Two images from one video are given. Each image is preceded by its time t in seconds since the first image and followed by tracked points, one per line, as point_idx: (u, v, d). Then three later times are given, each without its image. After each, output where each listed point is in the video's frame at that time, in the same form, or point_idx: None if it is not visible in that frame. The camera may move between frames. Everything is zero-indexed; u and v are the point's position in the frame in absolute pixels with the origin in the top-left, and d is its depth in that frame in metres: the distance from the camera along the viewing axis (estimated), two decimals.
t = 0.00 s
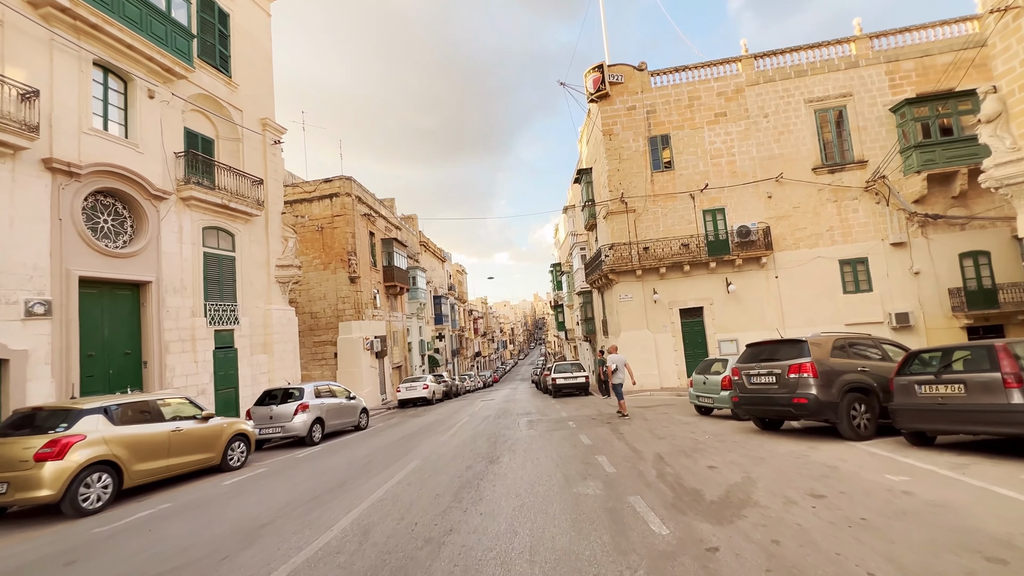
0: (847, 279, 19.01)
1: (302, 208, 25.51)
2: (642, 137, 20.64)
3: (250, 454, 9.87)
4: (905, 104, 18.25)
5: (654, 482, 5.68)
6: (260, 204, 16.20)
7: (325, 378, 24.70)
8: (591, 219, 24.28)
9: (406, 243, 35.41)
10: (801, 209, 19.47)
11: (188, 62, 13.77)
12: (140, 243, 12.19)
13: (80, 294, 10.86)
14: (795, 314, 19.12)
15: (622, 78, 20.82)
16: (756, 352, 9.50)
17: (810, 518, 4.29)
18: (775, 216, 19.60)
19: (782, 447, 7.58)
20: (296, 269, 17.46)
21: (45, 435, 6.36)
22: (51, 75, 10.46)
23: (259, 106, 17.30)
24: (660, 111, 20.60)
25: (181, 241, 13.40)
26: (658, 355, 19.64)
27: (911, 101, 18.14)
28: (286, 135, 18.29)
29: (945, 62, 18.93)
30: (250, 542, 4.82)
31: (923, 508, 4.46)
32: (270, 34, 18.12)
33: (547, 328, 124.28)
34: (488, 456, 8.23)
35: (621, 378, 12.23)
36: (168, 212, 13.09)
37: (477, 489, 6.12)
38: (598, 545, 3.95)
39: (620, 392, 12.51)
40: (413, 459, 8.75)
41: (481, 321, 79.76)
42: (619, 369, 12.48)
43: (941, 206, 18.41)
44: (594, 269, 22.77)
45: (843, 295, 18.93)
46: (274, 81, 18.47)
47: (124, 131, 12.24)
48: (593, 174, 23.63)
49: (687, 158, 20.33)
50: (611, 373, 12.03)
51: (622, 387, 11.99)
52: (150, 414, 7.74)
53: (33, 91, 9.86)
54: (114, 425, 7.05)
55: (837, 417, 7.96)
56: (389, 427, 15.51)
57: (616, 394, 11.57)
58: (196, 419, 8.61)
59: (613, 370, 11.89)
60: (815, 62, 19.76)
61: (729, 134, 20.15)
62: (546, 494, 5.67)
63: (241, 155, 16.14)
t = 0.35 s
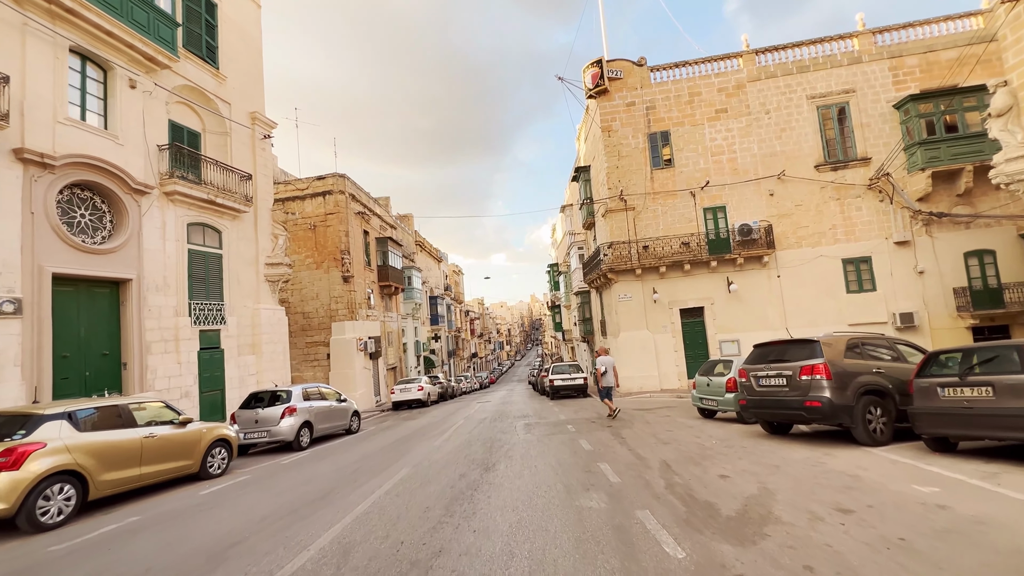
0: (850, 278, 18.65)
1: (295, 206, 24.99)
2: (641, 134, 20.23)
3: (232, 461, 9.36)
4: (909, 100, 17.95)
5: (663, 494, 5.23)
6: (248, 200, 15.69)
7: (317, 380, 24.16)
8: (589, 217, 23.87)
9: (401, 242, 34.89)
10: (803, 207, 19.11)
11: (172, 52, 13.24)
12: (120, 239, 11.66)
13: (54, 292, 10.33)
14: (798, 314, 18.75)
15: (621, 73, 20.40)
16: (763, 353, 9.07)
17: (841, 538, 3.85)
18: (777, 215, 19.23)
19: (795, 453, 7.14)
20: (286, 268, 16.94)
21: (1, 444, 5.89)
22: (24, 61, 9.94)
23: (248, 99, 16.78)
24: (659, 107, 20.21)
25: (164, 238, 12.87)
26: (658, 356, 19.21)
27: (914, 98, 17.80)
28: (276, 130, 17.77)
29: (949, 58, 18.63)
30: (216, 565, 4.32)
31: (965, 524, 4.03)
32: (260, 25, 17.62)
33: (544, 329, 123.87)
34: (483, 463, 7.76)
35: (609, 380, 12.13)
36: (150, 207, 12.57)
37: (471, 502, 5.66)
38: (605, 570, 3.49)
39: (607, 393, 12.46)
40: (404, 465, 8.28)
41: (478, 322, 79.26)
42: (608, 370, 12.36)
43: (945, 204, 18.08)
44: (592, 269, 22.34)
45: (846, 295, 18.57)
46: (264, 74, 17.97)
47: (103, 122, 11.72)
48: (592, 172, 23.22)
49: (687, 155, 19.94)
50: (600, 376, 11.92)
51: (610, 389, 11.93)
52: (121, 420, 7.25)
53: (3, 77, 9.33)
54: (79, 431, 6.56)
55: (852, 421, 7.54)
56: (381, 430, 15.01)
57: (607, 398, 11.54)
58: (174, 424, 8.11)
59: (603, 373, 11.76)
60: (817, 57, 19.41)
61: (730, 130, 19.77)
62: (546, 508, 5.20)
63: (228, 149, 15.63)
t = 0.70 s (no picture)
0: (857, 276, 18.23)
1: (289, 203, 24.49)
2: (643, 129, 19.80)
3: (216, 467, 8.86)
4: (917, 94, 17.47)
5: (679, 507, 4.76)
6: (238, 195, 15.19)
7: (312, 381, 23.64)
8: (589, 215, 23.42)
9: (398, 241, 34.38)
10: (809, 204, 18.69)
11: (157, 40, 12.73)
12: (102, 234, 11.14)
13: (30, 289, 9.83)
14: (803, 313, 18.34)
15: (622, 67, 19.95)
16: (776, 352, 8.62)
17: (889, 560, 3.38)
18: (782, 211, 18.81)
19: (815, 458, 6.69)
20: (278, 265, 16.46)
21: None
22: None
23: (239, 91, 16.28)
24: (661, 102, 19.77)
25: (149, 233, 12.37)
26: (660, 356, 18.76)
27: (923, 91, 17.33)
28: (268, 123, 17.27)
29: (957, 51, 18.24)
30: None
31: None
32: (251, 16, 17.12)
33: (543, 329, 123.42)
34: (481, 470, 7.28)
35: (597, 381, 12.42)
36: (134, 201, 12.06)
37: (467, 515, 5.17)
38: None
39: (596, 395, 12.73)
40: (396, 472, 7.81)
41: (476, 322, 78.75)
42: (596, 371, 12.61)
43: (954, 199, 17.65)
44: (593, 267, 21.88)
45: (853, 293, 18.16)
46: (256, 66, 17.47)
47: (84, 111, 11.21)
48: (592, 168, 22.78)
49: (690, 150, 19.51)
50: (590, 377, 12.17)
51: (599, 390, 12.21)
52: (92, 424, 6.77)
53: None
54: (43, 438, 6.08)
55: (874, 424, 7.08)
56: (376, 433, 14.53)
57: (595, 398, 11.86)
58: (151, 429, 7.61)
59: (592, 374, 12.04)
60: (823, 50, 18.99)
61: (734, 125, 19.34)
62: (549, 522, 4.72)
63: (218, 143, 15.13)
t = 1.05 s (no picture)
0: (864, 274, 17.79)
1: (283, 202, 24.01)
2: (644, 124, 19.36)
3: (197, 474, 8.35)
4: (926, 87, 17.11)
5: (695, 523, 4.28)
6: (228, 191, 14.71)
7: (306, 383, 23.14)
8: (589, 213, 22.97)
9: (395, 241, 33.89)
10: (814, 200, 18.25)
11: (141, 29, 12.26)
12: (81, 230, 10.66)
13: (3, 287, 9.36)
14: (809, 312, 17.89)
15: (623, 61, 19.51)
16: (789, 352, 8.15)
17: None
18: (787, 208, 18.37)
19: (835, 465, 6.22)
20: (270, 264, 15.98)
21: None
22: None
23: (229, 85, 15.81)
24: (663, 96, 19.33)
25: (133, 229, 11.89)
26: (663, 357, 18.28)
27: (931, 84, 16.98)
28: (259, 118, 16.81)
29: (965, 43, 17.85)
30: None
31: None
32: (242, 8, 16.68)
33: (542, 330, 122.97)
34: (477, 479, 6.78)
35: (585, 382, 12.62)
36: (116, 195, 11.57)
37: (459, 531, 4.68)
38: None
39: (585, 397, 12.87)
40: (387, 480, 7.32)
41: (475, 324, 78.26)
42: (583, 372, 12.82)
43: (964, 195, 17.22)
44: (593, 266, 21.41)
45: (860, 291, 17.72)
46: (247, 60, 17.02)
47: (63, 102, 10.74)
48: (592, 165, 22.33)
49: (693, 146, 19.07)
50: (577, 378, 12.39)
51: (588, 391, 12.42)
52: (57, 431, 6.33)
53: None
54: None
55: (897, 428, 6.62)
56: (370, 437, 14.05)
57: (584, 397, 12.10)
58: (125, 434, 7.14)
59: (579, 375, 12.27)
60: (828, 43, 18.57)
61: (737, 120, 18.91)
62: (550, 540, 4.24)
63: (206, 138, 14.67)
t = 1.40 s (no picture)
0: (874, 274, 17.32)
1: (280, 202, 23.59)
2: (647, 121, 18.92)
3: (177, 484, 7.87)
4: (937, 82, 16.66)
5: (716, 546, 3.80)
6: (219, 188, 14.28)
7: (302, 386, 22.68)
8: (591, 213, 22.51)
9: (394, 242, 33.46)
10: (822, 198, 17.80)
11: (127, 20, 11.85)
12: (63, 226, 10.22)
13: None
14: (817, 313, 17.43)
15: (626, 57, 19.10)
16: (805, 354, 7.68)
17: None
18: (794, 207, 17.91)
19: (862, 477, 5.73)
20: (263, 264, 15.54)
21: None
22: None
23: (221, 80, 15.40)
24: (666, 93, 18.91)
25: (119, 227, 11.47)
26: (668, 360, 17.80)
27: (942, 79, 16.53)
28: (253, 115, 16.40)
29: (977, 38, 17.44)
30: None
31: None
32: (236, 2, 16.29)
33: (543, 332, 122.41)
34: (474, 490, 6.31)
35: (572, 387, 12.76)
36: (101, 191, 11.14)
37: (452, 552, 4.21)
38: None
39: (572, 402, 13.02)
40: (378, 491, 6.85)
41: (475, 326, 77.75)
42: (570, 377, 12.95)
43: (977, 193, 16.75)
44: (595, 266, 20.95)
45: (870, 292, 17.25)
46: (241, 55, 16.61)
47: (45, 94, 10.31)
48: (594, 164, 21.90)
49: (697, 143, 18.63)
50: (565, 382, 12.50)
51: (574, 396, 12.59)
52: (19, 440, 5.89)
53: None
54: None
55: (926, 436, 6.15)
56: (364, 442, 13.57)
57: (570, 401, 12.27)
58: (98, 442, 6.69)
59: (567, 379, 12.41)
60: (836, 38, 18.13)
61: (743, 117, 18.47)
62: (553, 565, 3.76)
63: (198, 134, 14.26)
